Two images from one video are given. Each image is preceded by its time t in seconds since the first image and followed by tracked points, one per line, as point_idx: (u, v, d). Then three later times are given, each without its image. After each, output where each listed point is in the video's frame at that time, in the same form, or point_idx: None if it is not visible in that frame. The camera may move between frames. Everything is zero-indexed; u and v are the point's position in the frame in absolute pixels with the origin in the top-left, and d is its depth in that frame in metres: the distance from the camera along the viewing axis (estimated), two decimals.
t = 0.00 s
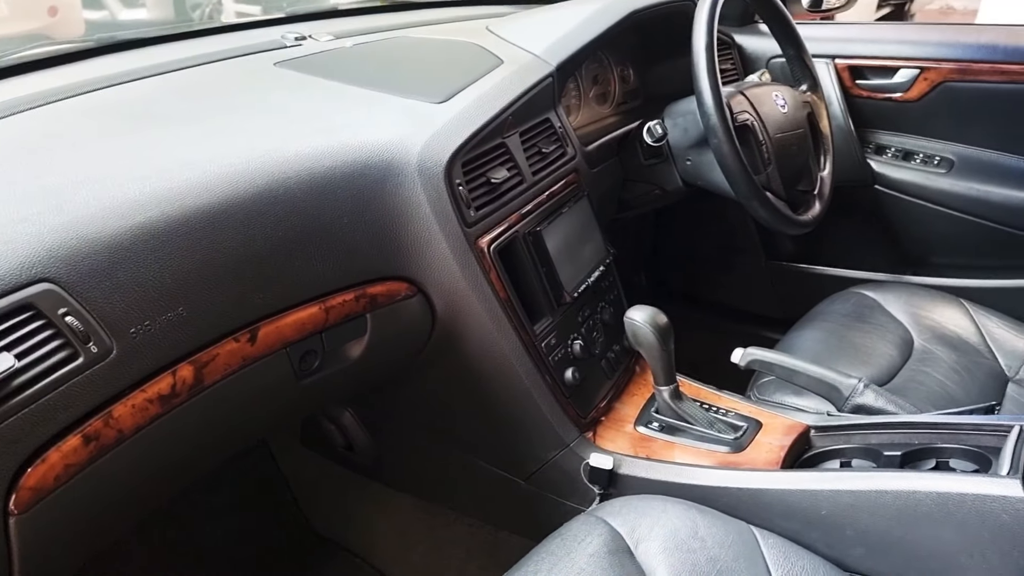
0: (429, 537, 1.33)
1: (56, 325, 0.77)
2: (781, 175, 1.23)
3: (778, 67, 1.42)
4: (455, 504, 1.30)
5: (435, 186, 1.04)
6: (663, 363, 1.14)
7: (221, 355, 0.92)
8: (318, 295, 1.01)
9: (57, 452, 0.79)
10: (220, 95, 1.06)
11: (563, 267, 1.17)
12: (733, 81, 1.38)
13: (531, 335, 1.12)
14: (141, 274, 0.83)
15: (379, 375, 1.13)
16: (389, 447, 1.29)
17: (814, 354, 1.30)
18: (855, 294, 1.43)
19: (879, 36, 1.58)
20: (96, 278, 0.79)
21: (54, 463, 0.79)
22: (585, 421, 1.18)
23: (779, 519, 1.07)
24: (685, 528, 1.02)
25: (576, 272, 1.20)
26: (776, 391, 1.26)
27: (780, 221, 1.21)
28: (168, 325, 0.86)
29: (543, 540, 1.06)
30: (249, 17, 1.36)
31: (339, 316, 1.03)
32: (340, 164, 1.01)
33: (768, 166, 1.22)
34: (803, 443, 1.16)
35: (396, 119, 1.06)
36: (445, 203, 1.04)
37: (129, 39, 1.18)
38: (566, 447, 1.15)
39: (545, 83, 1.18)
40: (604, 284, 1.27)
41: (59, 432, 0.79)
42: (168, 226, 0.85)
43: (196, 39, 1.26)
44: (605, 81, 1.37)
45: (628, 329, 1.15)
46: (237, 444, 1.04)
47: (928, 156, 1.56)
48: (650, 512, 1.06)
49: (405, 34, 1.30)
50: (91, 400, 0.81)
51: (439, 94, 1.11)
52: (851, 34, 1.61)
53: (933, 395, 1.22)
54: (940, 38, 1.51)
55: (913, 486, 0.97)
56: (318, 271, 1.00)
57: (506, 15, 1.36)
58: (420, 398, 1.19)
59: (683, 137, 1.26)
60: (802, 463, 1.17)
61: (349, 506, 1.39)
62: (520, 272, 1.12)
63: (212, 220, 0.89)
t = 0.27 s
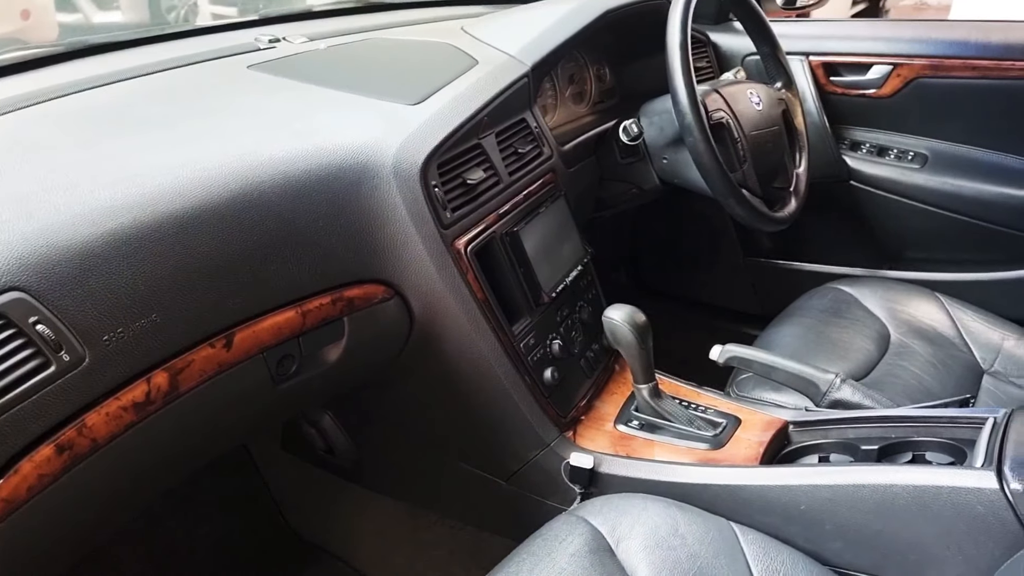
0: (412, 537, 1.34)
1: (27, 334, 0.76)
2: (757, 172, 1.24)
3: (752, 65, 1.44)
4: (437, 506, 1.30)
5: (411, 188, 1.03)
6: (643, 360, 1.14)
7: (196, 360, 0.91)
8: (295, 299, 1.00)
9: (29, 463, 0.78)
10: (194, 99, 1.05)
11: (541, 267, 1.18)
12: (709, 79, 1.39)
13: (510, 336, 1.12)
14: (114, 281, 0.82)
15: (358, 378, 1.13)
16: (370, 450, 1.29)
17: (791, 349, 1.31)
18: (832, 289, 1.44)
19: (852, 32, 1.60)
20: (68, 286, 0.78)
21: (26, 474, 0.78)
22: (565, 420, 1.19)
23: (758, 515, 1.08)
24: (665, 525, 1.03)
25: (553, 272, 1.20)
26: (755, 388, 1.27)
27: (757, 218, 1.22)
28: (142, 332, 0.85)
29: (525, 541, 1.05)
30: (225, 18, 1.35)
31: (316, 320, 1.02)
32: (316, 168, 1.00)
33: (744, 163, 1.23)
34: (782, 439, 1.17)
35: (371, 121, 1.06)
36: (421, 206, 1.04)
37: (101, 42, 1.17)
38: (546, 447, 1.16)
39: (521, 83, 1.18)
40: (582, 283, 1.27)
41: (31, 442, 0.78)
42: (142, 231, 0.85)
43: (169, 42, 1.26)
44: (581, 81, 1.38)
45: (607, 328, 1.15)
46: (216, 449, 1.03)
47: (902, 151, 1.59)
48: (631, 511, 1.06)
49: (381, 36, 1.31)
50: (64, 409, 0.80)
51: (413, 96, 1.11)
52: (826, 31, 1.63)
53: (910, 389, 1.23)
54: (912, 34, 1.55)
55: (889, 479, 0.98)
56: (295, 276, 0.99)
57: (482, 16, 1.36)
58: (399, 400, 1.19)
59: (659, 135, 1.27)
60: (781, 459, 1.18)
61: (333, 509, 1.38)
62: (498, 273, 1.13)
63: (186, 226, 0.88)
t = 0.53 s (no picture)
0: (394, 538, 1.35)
1: None
2: (735, 171, 1.25)
3: (730, 63, 1.48)
4: (418, 508, 1.31)
5: (387, 189, 1.03)
6: (622, 359, 1.15)
7: (171, 366, 0.90)
8: (271, 303, 0.99)
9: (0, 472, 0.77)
10: (168, 102, 1.04)
11: (519, 268, 1.19)
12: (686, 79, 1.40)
13: (489, 336, 1.13)
14: (87, 287, 0.81)
15: (336, 382, 1.13)
16: (351, 453, 1.29)
17: (771, 347, 1.33)
18: (811, 286, 1.45)
19: (824, 30, 1.64)
20: (39, 292, 0.77)
21: None
22: (545, 420, 1.20)
23: (738, 512, 1.08)
24: (645, 524, 1.03)
25: (532, 272, 1.22)
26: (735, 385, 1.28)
27: (735, 217, 1.22)
28: (115, 338, 0.84)
29: (505, 543, 1.05)
30: (206, 20, 1.35)
31: (293, 323, 1.02)
32: (291, 171, 1.00)
33: (722, 162, 1.23)
34: (761, 436, 1.18)
35: (346, 123, 1.06)
36: (398, 208, 1.04)
37: (76, 45, 1.16)
38: (526, 447, 1.17)
39: (498, 84, 1.18)
40: (561, 283, 1.29)
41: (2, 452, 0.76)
42: (113, 237, 0.83)
43: (145, 44, 1.25)
44: (560, 80, 1.38)
45: (586, 327, 1.15)
46: (193, 455, 1.03)
47: (879, 148, 1.64)
48: (611, 510, 1.06)
49: (359, 37, 1.31)
50: (35, 417, 0.78)
51: (389, 97, 1.11)
52: (800, 30, 1.67)
53: (888, 384, 1.24)
54: (887, 32, 1.58)
55: (866, 475, 0.99)
56: (271, 280, 0.99)
57: (459, 16, 1.36)
58: (379, 403, 1.18)
59: (637, 135, 1.29)
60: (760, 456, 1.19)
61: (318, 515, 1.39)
62: (476, 275, 1.13)
63: (159, 231, 0.87)
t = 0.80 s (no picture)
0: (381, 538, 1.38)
1: None
2: (716, 169, 1.25)
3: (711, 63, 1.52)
4: (402, 510, 1.32)
5: (367, 192, 1.03)
6: (605, 358, 1.15)
7: (149, 373, 0.90)
8: (250, 307, 0.99)
9: None
10: (145, 106, 1.04)
11: (501, 270, 1.19)
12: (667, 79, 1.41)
13: (471, 338, 1.13)
14: (62, 294, 0.80)
15: (319, 385, 1.13)
16: (335, 456, 1.29)
17: (753, 345, 1.34)
18: (793, 284, 1.46)
19: (803, 29, 1.66)
20: (14, 299, 0.76)
21: None
22: (529, 421, 1.21)
23: (722, 510, 1.09)
24: (629, 524, 1.03)
25: (513, 274, 1.22)
26: (719, 383, 1.28)
27: (716, 215, 1.23)
28: (92, 345, 0.83)
29: (489, 544, 1.05)
30: (188, 23, 1.35)
31: (273, 327, 1.02)
32: (270, 175, 0.99)
33: (702, 161, 1.24)
34: (745, 434, 1.19)
35: (324, 126, 1.05)
36: (377, 209, 1.04)
37: (51, 50, 1.14)
38: (510, 448, 1.17)
39: (477, 85, 1.18)
40: (544, 282, 1.29)
41: None
42: (89, 242, 0.82)
43: (121, 48, 1.24)
44: (541, 81, 1.38)
45: (568, 327, 1.15)
46: (175, 461, 1.02)
47: (859, 145, 1.66)
48: (595, 510, 1.06)
49: (337, 41, 1.31)
50: (11, 425, 0.78)
51: (368, 100, 1.10)
52: (779, 28, 1.69)
53: (870, 380, 1.25)
54: (866, 30, 1.60)
55: (848, 471, 0.99)
56: (250, 284, 0.98)
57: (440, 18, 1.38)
58: (363, 405, 1.18)
59: (618, 135, 1.31)
60: (745, 453, 1.20)
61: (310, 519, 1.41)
62: (457, 276, 1.13)
63: (135, 236, 0.86)
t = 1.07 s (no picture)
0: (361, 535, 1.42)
1: None
2: (697, 170, 1.26)
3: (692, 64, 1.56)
4: (386, 514, 1.33)
5: (348, 195, 1.03)
6: (588, 360, 1.16)
7: (129, 380, 0.89)
8: (231, 312, 0.98)
9: None
10: (124, 110, 1.03)
11: (484, 272, 1.20)
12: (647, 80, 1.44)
13: (455, 340, 1.14)
14: (40, 301, 0.80)
15: (302, 389, 1.13)
16: (320, 460, 1.29)
17: (737, 344, 1.35)
18: (776, 284, 1.48)
19: (784, 30, 1.68)
20: None
21: None
22: (512, 423, 1.22)
23: (706, 509, 1.09)
24: (613, 525, 1.03)
25: (497, 275, 1.23)
26: (702, 383, 1.30)
27: (698, 215, 1.23)
28: (70, 352, 0.83)
29: (474, 547, 1.05)
30: (169, 26, 1.34)
31: (254, 332, 1.01)
32: (250, 179, 0.99)
33: (683, 162, 1.24)
34: (728, 433, 1.20)
35: (304, 130, 1.05)
36: (358, 213, 1.04)
37: (29, 54, 1.13)
38: (494, 450, 1.18)
39: (458, 86, 1.19)
40: (528, 284, 1.31)
41: None
42: (68, 248, 0.82)
43: (100, 52, 1.23)
44: (522, 82, 1.40)
45: (551, 328, 1.16)
46: (156, 468, 1.01)
47: (839, 145, 1.68)
48: (579, 512, 1.06)
49: (318, 45, 1.32)
50: None
51: (349, 103, 1.10)
52: (759, 29, 1.71)
53: (851, 378, 1.27)
54: (845, 30, 1.62)
55: (830, 469, 1.00)
56: (231, 289, 0.98)
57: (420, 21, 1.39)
58: (346, 409, 1.19)
59: (599, 136, 1.33)
60: (728, 452, 1.21)
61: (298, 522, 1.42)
62: (440, 278, 1.14)
63: (113, 241, 0.85)
